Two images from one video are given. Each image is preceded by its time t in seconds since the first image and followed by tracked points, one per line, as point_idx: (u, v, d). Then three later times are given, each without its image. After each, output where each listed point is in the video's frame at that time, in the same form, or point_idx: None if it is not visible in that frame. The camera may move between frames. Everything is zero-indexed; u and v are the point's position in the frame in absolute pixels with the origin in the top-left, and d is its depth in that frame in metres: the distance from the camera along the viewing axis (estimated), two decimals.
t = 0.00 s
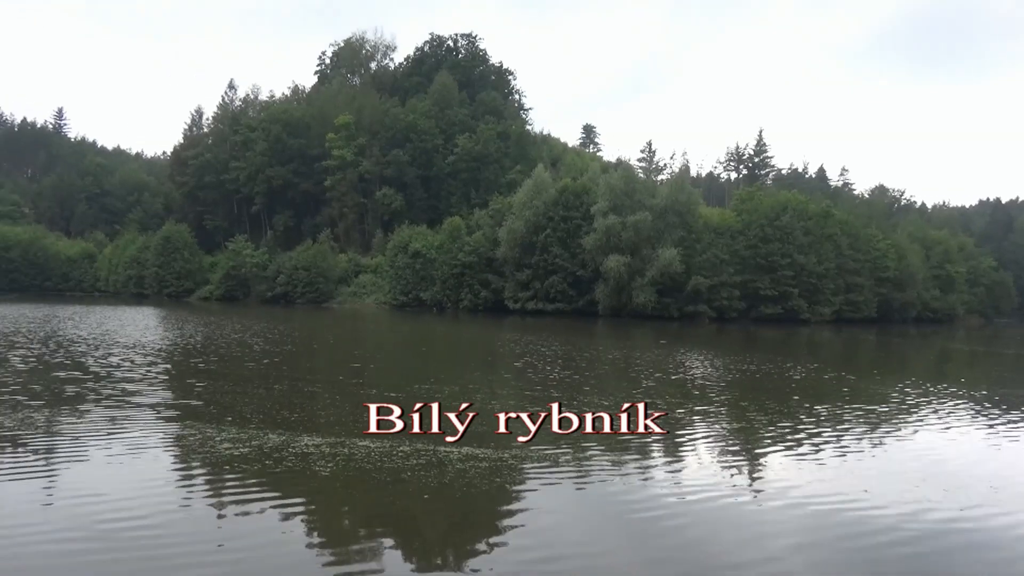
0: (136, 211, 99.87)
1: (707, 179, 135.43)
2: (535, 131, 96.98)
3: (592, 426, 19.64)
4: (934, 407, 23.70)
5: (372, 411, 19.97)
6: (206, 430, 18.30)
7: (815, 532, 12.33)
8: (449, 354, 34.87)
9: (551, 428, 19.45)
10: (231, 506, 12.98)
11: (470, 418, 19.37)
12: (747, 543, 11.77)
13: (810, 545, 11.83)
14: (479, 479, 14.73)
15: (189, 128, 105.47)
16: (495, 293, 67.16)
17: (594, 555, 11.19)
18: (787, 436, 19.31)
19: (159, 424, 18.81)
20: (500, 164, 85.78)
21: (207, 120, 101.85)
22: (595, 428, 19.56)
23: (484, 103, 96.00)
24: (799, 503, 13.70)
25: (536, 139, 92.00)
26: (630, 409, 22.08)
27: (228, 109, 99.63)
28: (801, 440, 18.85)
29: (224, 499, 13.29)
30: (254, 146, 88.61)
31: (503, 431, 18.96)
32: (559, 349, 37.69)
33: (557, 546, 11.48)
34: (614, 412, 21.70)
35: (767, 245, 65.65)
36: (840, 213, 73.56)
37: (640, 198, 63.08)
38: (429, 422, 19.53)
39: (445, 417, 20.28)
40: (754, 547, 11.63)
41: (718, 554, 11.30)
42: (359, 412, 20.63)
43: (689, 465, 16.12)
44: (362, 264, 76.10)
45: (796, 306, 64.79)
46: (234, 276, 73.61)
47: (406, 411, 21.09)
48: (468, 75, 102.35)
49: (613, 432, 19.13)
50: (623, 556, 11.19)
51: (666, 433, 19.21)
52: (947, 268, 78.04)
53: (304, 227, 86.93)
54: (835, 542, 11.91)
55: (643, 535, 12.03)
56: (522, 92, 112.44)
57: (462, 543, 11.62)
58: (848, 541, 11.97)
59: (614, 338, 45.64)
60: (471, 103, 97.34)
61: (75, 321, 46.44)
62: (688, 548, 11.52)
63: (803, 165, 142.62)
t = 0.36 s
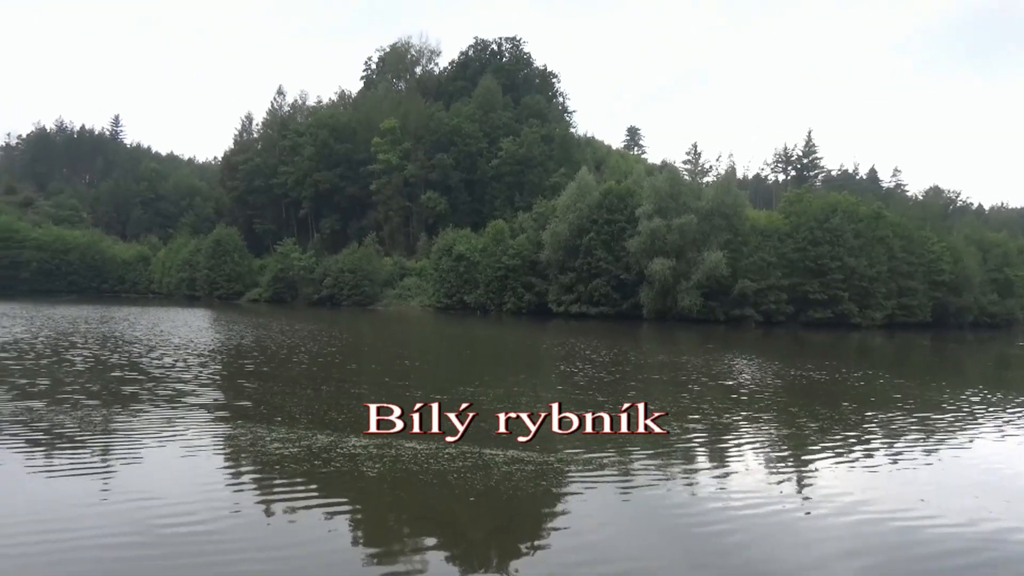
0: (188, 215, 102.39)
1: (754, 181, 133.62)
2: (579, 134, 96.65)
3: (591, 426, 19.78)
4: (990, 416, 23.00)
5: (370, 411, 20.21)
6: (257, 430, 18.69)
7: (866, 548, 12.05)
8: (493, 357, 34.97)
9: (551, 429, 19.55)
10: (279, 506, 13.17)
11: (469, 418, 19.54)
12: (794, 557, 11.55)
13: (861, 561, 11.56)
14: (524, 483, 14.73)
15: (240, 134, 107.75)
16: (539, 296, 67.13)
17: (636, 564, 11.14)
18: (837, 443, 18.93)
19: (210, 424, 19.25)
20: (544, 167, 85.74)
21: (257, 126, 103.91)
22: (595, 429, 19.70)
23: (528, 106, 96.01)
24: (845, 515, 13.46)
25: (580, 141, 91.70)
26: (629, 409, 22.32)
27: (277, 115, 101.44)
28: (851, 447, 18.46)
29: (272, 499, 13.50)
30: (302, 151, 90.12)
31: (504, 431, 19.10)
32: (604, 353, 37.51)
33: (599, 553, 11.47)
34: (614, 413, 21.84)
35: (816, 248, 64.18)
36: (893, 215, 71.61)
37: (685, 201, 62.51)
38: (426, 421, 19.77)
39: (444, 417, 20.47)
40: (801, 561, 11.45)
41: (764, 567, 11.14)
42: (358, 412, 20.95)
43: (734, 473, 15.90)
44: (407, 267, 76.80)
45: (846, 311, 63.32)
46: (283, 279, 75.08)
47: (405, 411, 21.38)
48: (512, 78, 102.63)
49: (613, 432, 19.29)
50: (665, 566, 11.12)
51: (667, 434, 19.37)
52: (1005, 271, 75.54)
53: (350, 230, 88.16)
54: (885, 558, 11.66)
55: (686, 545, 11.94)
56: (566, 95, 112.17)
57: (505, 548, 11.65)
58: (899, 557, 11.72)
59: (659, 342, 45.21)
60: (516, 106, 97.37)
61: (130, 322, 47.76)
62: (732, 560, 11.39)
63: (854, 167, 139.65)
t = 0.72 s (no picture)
0: (243, 223, 104.86)
1: (806, 184, 131.26)
2: (626, 139, 96.13)
3: (591, 426, 20.37)
4: None
5: (372, 412, 21.16)
6: (310, 435, 19.01)
7: (930, 563, 11.66)
8: (542, 363, 34.90)
9: (550, 429, 20.16)
10: (330, 511, 13.33)
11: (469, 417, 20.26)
12: (853, 573, 11.19)
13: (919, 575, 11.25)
14: (575, 490, 14.70)
15: (291, 144, 109.94)
16: (586, 302, 66.83)
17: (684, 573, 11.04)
18: (895, 453, 18.45)
19: (262, 429, 19.63)
20: (591, 172, 85.51)
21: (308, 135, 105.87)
22: (594, 429, 20.27)
23: (575, 112, 95.82)
24: (903, 527, 13.11)
25: (627, 147, 91.15)
26: (630, 409, 22.96)
27: (327, 125, 103.22)
28: (910, 458, 17.96)
29: (323, 504, 13.66)
30: (352, 160, 91.55)
31: (504, 431, 19.73)
32: (653, 359, 37.14)
33: (646, 562, 11.40)
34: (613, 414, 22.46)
35: (871, 253, 62.38)
36: (953, 218, 69.03)
37: (735, 205, 61.71)
38: (426, 422, 20.64)
39: (444, 417, 21.27)
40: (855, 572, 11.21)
41: None
42: (361, 413, 21.95)
43: (787, 482, 15.62)
44: (455, 273, 77.31)
45: (903, 317, 61.30)
46: (333, 286, 76.34)
47: (405, 412, 22.35)
48: (558, 84, 102.66)
49: (611, 431, 19.84)
50: None
51: (665, 433, 19.89)
52: None
53: (399, 238, 89.21)
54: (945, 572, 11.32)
55: (736, 555, 11.78)
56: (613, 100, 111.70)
57: (552, 555, 11.65)
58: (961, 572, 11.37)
59: (709, 348, 44.64)
60: (562, 112, 97.23)
61: (188, 329, 49.09)
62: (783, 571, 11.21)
63: (912, 169, 135.89)
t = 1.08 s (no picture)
0: (302, 232, 107.19)
1: (869, 186, 127.87)
2: (681, 142, 95.04)
3: (589, 425, 20.94)
4: None
5: (372, 412, 22.10)
6: (369, 439, 19.28)
7: None
8: (599, 369, 34.69)
9: (550, 429, 20.76)
10: (387, 516, 13.46)
11: (470, 417, 21.02)
12: None
13: None
14: (634, 498, 14.56)
15: (348, 153, 111.97)
16: (641, 307, 66.20)
17: None
18: (966, 463, 17.76)
19: (321, 433, 20.04)
20: (646, 176, 84.80)
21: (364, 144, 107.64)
22: (594, 428, 20.80)
23: (628, 116, 95.18)
24: (975, 541, 12.60)
25: (683, 150, 90.10)
26: (630, 410, 23.50)
27: (383, 133, 104.81)
28: (982, 469, 17.27)
29: (380, 509, 13.80)
30: (407, 168, 92.79)
31: (504, 431, 20.41)
32: (711, 365, 36.58)
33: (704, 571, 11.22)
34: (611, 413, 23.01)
35: (938, 256, 59.50)
36: None
37: (794, 209, 60.55)
38: (424, 422, 21.53)
39: (444, 418, 22.16)
40: None
41: None
42: (364, 413, 22.94)
43: (851, 491, 15.19)
44: (509, 279, 77.56)
45: (974, 322, 57.78)
46: (389, 292, 77.47)
47: (405, 412, 23.43)
48: (612, 88, 102.17)
49: (611, 431, 20.38)
50: None
51: (664, 433, 20.39)
52: None
53: (453, 244, 90.05)
54: None
55: (796, 565, 11.51)
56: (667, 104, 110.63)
57: (609, 562, 11.55)
58: None
59: (768, 354, 43.80)
60: (616, 117, 96.61)
61: (251, 335, 50.37)
62: None
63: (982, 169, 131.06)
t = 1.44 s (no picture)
0: (361, 238, 108.88)
1: (939, 183, 123.45)
2: (740, 143, 93.41)
3: (589, 425, 21.39)
4: None
5: (372, 412, 22.87)
6: (430, 443, 19.48)
7: None
8: (659, 374, 34.29)
9: (550, 429, 21.24)
10: (448, 521, 13.55)
11: (469, 418, 21.79)
12: None
13: None
14: (697, 503, 14.37)
15: (406, 159, 113.37)
16: (701, 311, 65.25)
17: None
18: None
19: (382, 438, 20.26)
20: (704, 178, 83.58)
21: (422, 151, 108.85)
22: (594, 429, 21.22)
23: (686, 117, 93.94)
24: None
25: (742, 150, 88.52)
26: (629, 410, 23.90)
27: (439, 140, 105.84)
28: None
29: (440, 514, 13.90)
30: (464, 173, 93.49)
31: (504, 431, 21.07)
32: (774, 369, 35.86)
33: None
34: (610, 413, 23.40)
35: (1015, 255, 56.85)
36: None
37: (859, 209, 58.83)
38: (424, 422, 22.27)
39: (445, 420, 22.95)
40: None
41: None
42: (424, 417, 23.19)
43: (922, 501, 14.72)
44: (566, 283, 77.37)
45: None
46: (447, 297, 78.23)
47: (409, 412, 24.34)
48: (668, 90, 101.08)
49: (612, 432, 20.77)
50: None
51: (663, 432, 20.74)
52: None
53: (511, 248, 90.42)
54: None
55: None
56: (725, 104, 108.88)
57: (670, 569, 11.44)
58: None
59: (835, 358, 42.61)
60: (673, 118, 95.47)
61: (314, 340, 51.32)
62: None
63: None
